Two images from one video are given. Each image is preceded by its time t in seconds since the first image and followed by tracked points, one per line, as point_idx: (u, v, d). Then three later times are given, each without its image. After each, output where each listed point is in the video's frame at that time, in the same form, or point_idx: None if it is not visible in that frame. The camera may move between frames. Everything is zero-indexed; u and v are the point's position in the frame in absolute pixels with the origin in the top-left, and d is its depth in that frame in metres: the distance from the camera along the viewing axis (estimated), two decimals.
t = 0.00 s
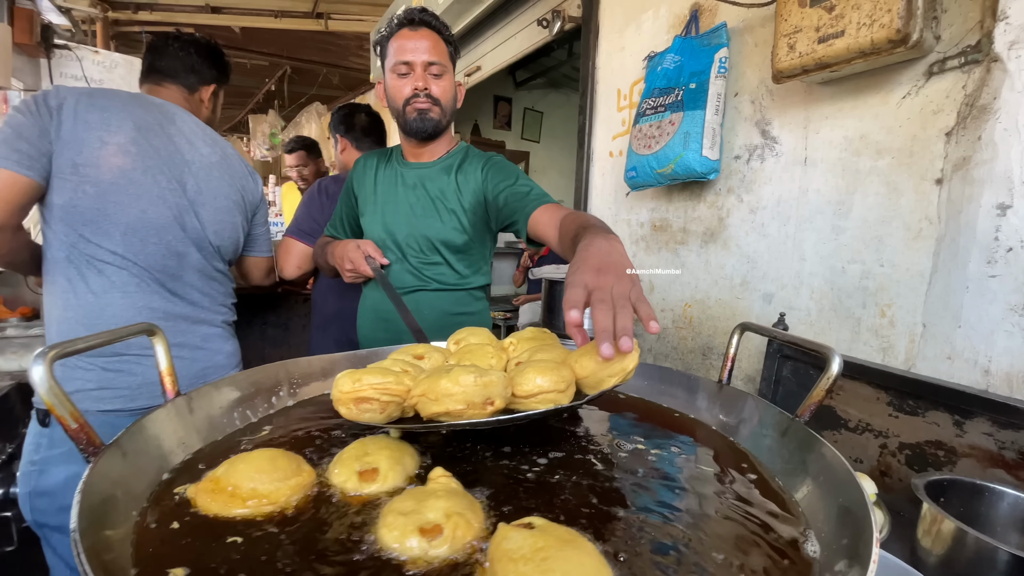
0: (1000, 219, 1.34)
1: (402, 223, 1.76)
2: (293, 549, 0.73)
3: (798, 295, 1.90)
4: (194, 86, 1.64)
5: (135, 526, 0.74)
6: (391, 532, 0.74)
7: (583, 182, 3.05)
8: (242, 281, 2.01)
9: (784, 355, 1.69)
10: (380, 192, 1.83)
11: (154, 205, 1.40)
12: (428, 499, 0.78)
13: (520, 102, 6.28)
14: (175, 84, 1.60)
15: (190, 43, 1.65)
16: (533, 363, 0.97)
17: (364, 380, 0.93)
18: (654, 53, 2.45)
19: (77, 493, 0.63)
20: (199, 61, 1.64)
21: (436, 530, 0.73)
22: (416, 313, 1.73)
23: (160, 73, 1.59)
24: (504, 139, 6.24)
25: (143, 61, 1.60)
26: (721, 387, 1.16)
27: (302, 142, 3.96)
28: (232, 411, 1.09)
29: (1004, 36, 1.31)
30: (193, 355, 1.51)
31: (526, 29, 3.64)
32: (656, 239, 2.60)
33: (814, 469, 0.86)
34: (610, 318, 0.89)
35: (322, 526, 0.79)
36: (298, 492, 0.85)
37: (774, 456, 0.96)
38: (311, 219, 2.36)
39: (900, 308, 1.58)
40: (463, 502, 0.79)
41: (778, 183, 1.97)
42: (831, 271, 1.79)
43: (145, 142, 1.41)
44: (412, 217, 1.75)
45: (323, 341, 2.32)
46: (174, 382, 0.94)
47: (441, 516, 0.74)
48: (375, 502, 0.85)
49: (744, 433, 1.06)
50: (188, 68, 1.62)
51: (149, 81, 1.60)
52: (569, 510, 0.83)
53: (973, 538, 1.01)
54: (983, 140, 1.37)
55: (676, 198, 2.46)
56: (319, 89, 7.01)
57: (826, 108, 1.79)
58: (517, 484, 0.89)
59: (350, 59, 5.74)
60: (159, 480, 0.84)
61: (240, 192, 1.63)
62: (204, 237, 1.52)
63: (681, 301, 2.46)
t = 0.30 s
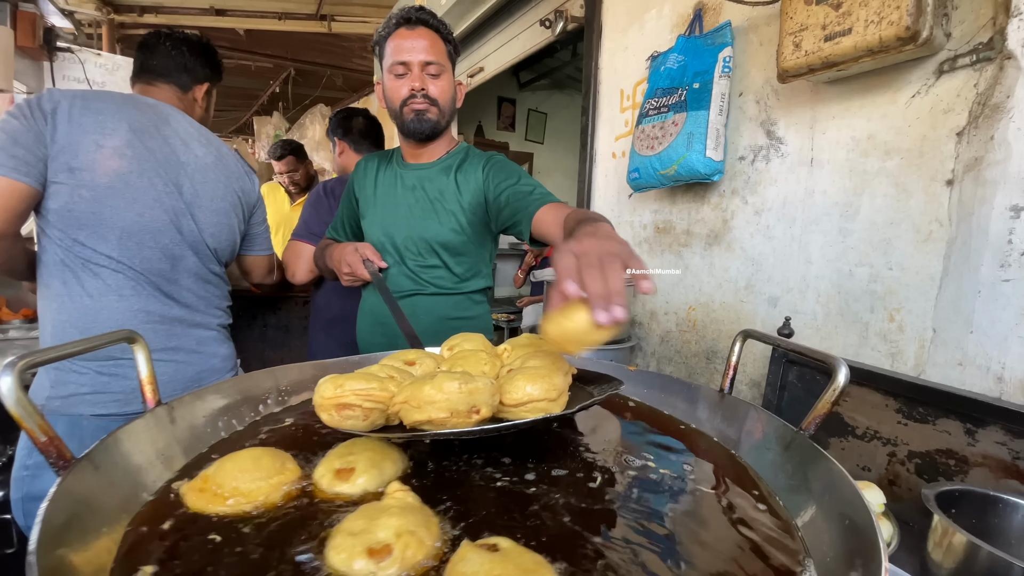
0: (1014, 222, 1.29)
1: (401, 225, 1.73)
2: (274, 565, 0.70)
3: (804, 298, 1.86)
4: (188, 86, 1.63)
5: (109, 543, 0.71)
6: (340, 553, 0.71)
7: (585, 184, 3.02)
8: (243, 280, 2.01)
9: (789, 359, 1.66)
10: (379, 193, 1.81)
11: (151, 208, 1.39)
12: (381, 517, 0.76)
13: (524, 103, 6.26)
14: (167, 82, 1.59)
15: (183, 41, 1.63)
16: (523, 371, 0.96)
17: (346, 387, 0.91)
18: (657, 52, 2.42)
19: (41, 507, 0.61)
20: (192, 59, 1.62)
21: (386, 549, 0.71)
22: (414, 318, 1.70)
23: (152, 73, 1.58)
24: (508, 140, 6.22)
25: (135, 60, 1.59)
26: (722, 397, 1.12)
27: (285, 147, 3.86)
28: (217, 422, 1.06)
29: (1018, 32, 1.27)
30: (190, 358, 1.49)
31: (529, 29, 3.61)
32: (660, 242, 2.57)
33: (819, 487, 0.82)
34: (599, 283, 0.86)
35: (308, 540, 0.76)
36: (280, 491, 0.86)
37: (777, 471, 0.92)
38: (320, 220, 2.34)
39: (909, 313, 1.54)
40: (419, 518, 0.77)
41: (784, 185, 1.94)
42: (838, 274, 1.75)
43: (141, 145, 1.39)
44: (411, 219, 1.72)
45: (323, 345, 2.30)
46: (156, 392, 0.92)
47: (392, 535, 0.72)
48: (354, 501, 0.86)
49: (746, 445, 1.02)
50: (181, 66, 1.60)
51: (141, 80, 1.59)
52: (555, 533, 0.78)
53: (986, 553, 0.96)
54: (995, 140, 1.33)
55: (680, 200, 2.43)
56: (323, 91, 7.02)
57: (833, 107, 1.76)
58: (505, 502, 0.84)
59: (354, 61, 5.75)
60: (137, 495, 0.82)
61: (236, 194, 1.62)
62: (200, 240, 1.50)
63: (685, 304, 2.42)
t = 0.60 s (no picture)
0: None
1: (400, 229, 1.70)
2: None
3: (816, 304, 1.80)
4: (182, 87, 1.61)
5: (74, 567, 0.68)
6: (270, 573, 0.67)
7: (592, 186, 2.97)
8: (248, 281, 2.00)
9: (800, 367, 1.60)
10: (377, 198, 1.78)
11: (150, 210, 1.37)
12: (319, 536, 0.71)
13: (531, 104, 6.22)
14: (161, 85, 1.57)
15: (175, 44, 1.62)
16: (509, 392, 0.92)
17: (321, 408, 0.87)
18: (665, 52, 2.37)
19: None
20: (185, 61, 1.60)
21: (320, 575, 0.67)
22: (414, 325, 1.67)
23: (146, 75, 1.56)
24: (516, 141, 6.19)
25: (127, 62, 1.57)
26: (728, 412, 1.07)
27: (295, 148, 3.84)
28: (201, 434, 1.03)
29: None
30: (188, 363, 1.47)
31: (535, 30, 3.57)
32: (667, 245, 2.52)
33: (833, 517, 0.76)
34: (496, 325, 0.87)
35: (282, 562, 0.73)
36: (253, 492, 0.87)
37: (783, 497, 0.88)
38: (323, 219, 2.31)
39: (927, 320, 1.48)
40: (361, 541, 0.71)
41: (795, 186, 1.88)
42: (852, 279, 1.69)
43: (140, 147, 1.37)
44: (411, 222, 1.69)
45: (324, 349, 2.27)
46: (129, 407, 0.90)
47: (328, 559, 0.68)
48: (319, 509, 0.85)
49: (754, 469, 0.96)
50: (174, 69, 1.58)
51: (135, 82, 1.57)
52: (546, 561, 0.73)
53: None
54: (1018, 139, 1.27)
55: (688, 202, 2.37)
56: (331, 93, 7.04)
57: (847, 106, 1.70)
58: (491, 527, 0.79)
59: (361, 63, 5.75)
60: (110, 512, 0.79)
61: (234, 196, 1.60)
62: (199, 242, 1.49)
63: (693, 309, 2.36)
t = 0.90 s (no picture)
0: None
1: (403, 231, 1.67)
2: None
3: (832, 309, 1.76)
4: (181, 85, 1.60)
5: None
6: None
7: (601, 187, 2.93)
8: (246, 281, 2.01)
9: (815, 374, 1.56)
10: (377, 201, 1.74)
11: (147, 213, 1.36)
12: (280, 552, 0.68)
13: (540, 105, 6.19)
14: (160, 83, 1.57)
15: (176, 41, 1.61)
16: (512, 402, 0.90)
17: (315, 416, 0.85)
18: (676, 51, 2.33)
19: None
20: (185, 59, 1.60)
21: None
22: (420, 331, 1.64)
23: (144, 73, 1.55)
24: (525, 142, 6.17)
25: (127, 59, 1.57)
26: (745, 427, 1.04)
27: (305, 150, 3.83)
28: (200, 444, 1.01)
29: None
30: (186, 368, 1.46)
31: (545, 30, 3.55)
32: (678, 247, 2.47)
33: (858, 545, 0.72)
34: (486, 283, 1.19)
35: None
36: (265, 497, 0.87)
37: (804, 520, 0.83)
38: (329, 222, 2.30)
39: (949, 326, 1.43)
40: (324, 556, 0.67)
41: (811, 188, 1.83)
42: (869, 284, 1.64)
43: (137, 148, 1.36)
44: (415, 225, 1.67)
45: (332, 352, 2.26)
46: (119, 419, 0.89)
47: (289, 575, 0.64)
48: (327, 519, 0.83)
49: (772, 488, 0.92)
50: (175, 67, 1.58)
51: (134, 81, 1.56)
52: None
53: None
54: None
55: (700, 204, 2.33)
56: (341, 95, 7.06)
57: (864, 106, 1.65)
58: (493, 547, 0.76)
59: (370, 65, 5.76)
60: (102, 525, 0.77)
61: (234, 198, 1.59)
62: (198, 245, 1.48)
63: (706, 313, 2.32)
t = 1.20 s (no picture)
0: None
1: (406, 234, 1.66)
2: None
3: (843, 312, 1.73)
4: (184, 86, 1.60)
5: None
6: None
7: (608, 188, 2.91)
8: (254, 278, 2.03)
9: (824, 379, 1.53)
10: (375, 205, 1.71)
11: (144, 213, 1.35)
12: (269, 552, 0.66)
13: (546, 106, 6.17)
14: (163, 83, 1.56)
15: (179, 40, 1.61)
16: (513, 395, 0.89)
17: (312, 410, 0.83)
18: (683, 51, 2.31)
19: None
20: (188, 58, 1.59)
21: None
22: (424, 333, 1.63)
23: (147, 73, 1.54)
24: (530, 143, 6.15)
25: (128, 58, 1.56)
26: (760, 438, 1.01)
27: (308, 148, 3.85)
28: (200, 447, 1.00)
29: None
30: (183, 371, 1.44)
31: (551, 30, 3.52)
32: (686, 249, 2.45)
33: (879, 563, 0.69)
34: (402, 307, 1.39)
35: None
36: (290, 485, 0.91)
37: (824, 536, 0.80)
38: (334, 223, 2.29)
39: (962, 331, 1.40)
40: (313, 556, 0.66)
41: (821, 190, 1.80)
42: (882, 287, 1.61)
43: (134, 148, 1.36)
44: (418, 228, 1.66)
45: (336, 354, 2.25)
46: (116, 426, 0.87)
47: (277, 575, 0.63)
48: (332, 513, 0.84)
49: (788, 498, 0.90)
50: (177, 66, 1.57)
51: (136, 81, 1.55)
52: None
53: None
54: None
55: (708, 205, 2.30)
56: (347, 96, 7.07)
57: (876, 106, 1.62)
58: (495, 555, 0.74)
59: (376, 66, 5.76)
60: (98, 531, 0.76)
61: (235, 199, 1.58)
62: (197, 246, 1.47)
63: (714, 316, 2.29)
